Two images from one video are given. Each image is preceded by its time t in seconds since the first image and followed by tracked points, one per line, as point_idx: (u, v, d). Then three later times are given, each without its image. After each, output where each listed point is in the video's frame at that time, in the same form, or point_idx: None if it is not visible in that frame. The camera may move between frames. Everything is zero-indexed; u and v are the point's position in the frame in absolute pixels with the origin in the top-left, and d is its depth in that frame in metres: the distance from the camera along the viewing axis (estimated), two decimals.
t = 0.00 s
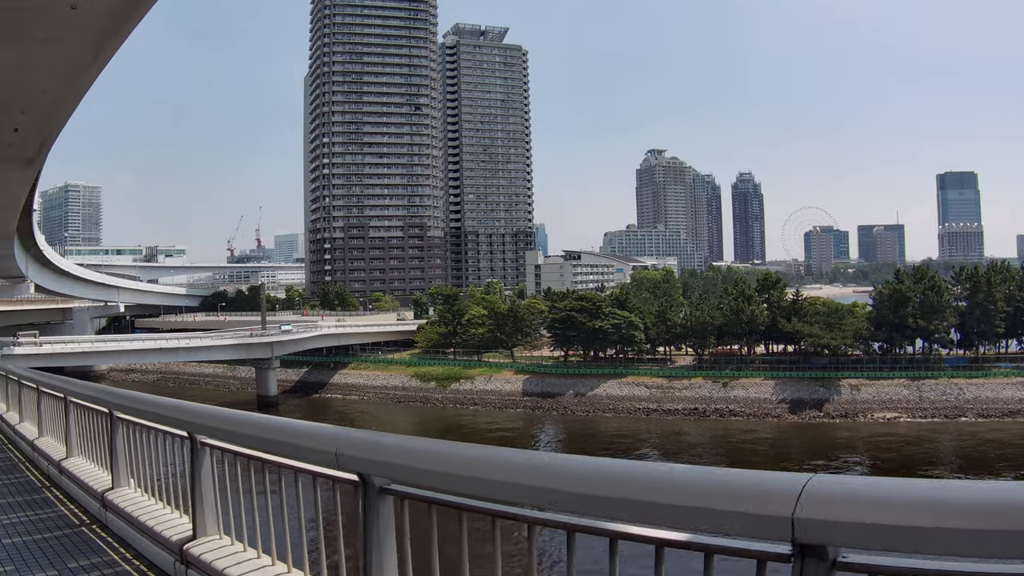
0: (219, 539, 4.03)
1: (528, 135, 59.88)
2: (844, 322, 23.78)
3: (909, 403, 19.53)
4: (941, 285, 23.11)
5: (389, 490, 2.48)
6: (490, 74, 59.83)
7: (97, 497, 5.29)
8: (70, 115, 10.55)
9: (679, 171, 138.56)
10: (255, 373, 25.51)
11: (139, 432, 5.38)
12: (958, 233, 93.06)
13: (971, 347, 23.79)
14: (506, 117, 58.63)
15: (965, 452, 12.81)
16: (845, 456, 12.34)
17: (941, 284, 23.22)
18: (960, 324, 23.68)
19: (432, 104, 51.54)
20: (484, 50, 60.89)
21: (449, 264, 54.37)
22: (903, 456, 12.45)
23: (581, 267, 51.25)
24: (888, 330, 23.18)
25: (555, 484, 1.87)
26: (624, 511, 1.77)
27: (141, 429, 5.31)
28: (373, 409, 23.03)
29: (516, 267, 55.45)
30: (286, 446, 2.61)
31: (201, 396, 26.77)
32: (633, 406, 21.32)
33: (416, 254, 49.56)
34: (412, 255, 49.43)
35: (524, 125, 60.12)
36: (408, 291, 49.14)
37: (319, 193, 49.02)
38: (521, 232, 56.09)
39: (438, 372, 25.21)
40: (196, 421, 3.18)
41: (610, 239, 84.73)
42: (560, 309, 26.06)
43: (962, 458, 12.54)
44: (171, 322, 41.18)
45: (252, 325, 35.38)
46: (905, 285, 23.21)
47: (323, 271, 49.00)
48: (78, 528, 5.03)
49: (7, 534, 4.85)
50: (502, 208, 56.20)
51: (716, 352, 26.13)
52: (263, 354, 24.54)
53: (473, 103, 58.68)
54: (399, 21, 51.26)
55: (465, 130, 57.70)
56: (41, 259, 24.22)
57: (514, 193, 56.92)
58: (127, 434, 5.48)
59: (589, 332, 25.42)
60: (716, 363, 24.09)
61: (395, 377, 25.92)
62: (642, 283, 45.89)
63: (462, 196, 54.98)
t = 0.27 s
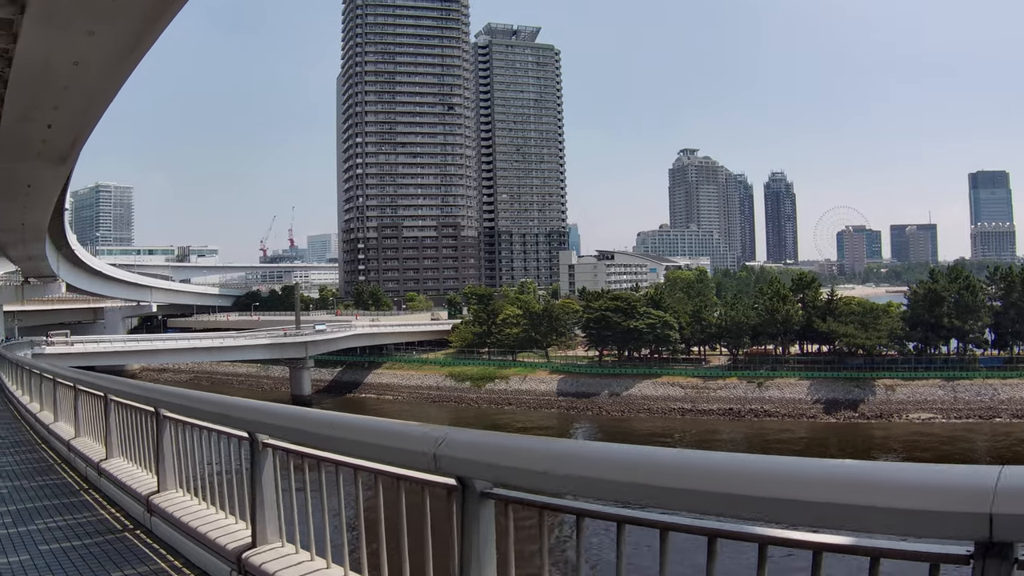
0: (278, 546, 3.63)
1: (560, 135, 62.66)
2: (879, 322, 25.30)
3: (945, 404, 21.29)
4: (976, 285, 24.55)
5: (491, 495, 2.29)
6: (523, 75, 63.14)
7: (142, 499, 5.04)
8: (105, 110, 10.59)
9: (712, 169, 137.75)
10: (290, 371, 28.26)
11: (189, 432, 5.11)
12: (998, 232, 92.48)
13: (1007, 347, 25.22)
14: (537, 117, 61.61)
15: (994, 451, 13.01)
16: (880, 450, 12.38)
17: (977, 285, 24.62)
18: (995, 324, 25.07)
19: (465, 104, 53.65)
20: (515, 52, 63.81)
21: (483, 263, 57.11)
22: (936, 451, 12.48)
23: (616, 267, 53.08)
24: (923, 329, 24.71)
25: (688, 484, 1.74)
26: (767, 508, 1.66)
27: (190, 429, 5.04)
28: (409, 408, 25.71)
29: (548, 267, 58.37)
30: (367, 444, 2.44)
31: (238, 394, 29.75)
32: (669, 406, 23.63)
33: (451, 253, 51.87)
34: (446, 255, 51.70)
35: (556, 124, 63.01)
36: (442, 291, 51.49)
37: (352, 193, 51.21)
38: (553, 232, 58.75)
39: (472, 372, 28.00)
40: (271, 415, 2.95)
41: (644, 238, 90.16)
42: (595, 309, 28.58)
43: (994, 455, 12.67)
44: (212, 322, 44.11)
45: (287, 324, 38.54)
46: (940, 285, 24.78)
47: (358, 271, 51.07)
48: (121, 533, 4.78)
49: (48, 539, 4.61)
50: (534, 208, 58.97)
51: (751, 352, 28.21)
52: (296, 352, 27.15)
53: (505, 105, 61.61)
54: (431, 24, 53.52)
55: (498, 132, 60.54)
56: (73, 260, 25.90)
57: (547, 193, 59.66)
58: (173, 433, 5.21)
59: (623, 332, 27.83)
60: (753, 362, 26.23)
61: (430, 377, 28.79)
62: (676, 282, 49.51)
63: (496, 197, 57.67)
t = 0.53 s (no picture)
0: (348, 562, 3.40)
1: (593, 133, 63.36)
2: (913, 321, 25.25)
3: (979, 404, 21.39)
4: (1012, 284, 24.41)
5: (609, 512, 2.18)
6: (556, 73, 64.16)
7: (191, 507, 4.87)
8: (138, 107, 10.62)
9: (743, 169, 142.31)
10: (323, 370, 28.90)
11: (241, 436, 4.88)
12: None
13: None
14: (570, 116, 62.53)
15: None
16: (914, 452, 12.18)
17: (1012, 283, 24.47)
18: None
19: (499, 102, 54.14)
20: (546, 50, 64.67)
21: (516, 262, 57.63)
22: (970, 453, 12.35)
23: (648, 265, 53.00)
24: (957, 329, 24.58)
25: (803, 499, 1.63)
26: (891, 525, 1.56)
27: (244, 434, 4.83)
28: (442, 408, 26.08)
29: (583, 265, 58.02)
30: (449, 458, 2.34)
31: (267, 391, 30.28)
32: (703, 405, 23.82)
33: (485, 251, 52.02)
34: (480, 255, 51.93)
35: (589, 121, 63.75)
36: (476, 289, 51.52)
37: (385, 192, 51.71)
38: (587, 230, 59.14)
39: (507, 371, 28.38)
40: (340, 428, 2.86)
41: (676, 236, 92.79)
42: (629, 308, 28.98)
43: None
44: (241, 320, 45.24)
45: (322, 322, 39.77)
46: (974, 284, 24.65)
47: (389, 270, 51.44)
48: (168, 544, 4.63)
49: (84, 551, 4.48)
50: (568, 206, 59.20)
51: (784, 351, 28.43)
52: (330, 350, 27.31)
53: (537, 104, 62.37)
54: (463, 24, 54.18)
55: (530, 130, 61.29)
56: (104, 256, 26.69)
57: (580, 191, 60.20)
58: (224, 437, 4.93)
59: (657, 330, 28.03)
60: (785, 362, 26.07)
61: (463, 375, 29.16)
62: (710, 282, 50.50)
63: (528, 195, 58.12)
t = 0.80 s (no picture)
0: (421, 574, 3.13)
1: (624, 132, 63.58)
2: (946, 322, 25.20)
3: (1012, 404, 21.40)
4: None
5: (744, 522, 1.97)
6: (587, 71, 64.73)
7: (240, 515, 4.61)
8: (171, 103, 10.62)
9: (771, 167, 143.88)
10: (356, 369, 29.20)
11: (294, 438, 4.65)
12: None
13: None
14: (602, 115, 63.02)
15: None
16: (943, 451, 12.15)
17: None
18: None
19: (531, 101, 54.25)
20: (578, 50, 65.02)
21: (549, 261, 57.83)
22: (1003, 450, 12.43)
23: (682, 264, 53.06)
24: (990, 329, 24.59)
25: (885, 492, 1.62)
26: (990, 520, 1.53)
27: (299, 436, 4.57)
28: (476, 407, 26.51)
29: (615, 262, 58.90)
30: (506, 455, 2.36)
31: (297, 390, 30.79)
32: (736, 404, 24.04)
33: (517, 250, 52.27)
34: (513, 254, 52.22)
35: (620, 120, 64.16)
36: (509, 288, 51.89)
37: (416, 192, 51.89)
38: (618, 230, 59.39)
39: (540, 370, 28.75)
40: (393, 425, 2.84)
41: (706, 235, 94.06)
42: (662, 308, 29.26)
43: None
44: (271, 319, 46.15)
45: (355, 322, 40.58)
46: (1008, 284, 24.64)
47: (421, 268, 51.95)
48: (214, 553, 4.38)
49: (125, 562, 4.24)
50: (600, 205, 59.40)
51: (817, 351, 28.60)
52: (363, 350, 27.53)
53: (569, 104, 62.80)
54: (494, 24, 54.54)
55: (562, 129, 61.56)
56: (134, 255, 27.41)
57: (612, 191, 60.48)
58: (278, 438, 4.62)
59: (691, 330, 28.25)
60: (818, 362, 25.99)
61: (496, 375, 29.56)
62: (741, 282, 51.42)
63: (561, 195, 58.28)
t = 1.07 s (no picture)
0: None
1: (652, 129, 63.72)
2: (976, 321, 24.97)
3: None
4: None
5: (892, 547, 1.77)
6: (612, 71, 64.80)
7: (288, 526, 4.42)
8: (199, 100, 10.61)
9: (800, 168, 143.85)
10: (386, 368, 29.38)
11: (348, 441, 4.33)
12: None
13: None
14: (630, 113, 63.08)
15: None
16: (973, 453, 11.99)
17: None
18: None
19: (559, 99, 54.40)
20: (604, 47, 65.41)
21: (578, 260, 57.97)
22: None
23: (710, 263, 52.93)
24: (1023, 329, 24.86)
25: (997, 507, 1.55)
26: None
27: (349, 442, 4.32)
28: (505, 404, 26.74)
29: (643, 260, 59.13)
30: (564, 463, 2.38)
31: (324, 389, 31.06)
32: (766, 403, 24.10)
33: (547, 248, 52.53)
34: (542, 252, 52.48)
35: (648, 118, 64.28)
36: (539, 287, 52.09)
37: (445, 189, 52.12)
38: (647, 228, 59.49)
39: (569, 369, 28.91)
40: (429, 426, 2.91)
41: (733, 232, 94.27)
42: (692, 306, 29.33)
43: None
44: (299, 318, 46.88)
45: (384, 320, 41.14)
46: None
47: (450, 267, 52.23)
48: (261, 568, 4.21)
49: None
50: (629, 203, 59.43)
51: (847, 351, 28.62)
52: (392, 348, 27.73)
53: (596, 103, 63.16)
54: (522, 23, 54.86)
55: (590, 127, 61.73)
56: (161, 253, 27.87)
57: (640, 188, 60.59)
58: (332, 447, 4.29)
59: (720, 329, 28.33)
60: (848, 362, 25.87)
61: (525, 374, 29.83)
62: (771, 281, 52.00)
63: (589, 193, 58.22)
